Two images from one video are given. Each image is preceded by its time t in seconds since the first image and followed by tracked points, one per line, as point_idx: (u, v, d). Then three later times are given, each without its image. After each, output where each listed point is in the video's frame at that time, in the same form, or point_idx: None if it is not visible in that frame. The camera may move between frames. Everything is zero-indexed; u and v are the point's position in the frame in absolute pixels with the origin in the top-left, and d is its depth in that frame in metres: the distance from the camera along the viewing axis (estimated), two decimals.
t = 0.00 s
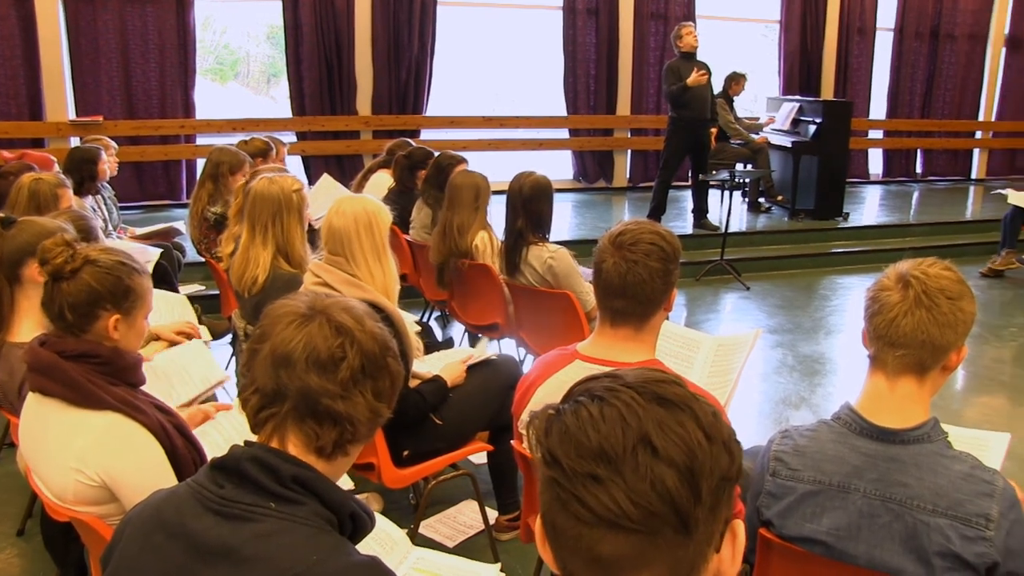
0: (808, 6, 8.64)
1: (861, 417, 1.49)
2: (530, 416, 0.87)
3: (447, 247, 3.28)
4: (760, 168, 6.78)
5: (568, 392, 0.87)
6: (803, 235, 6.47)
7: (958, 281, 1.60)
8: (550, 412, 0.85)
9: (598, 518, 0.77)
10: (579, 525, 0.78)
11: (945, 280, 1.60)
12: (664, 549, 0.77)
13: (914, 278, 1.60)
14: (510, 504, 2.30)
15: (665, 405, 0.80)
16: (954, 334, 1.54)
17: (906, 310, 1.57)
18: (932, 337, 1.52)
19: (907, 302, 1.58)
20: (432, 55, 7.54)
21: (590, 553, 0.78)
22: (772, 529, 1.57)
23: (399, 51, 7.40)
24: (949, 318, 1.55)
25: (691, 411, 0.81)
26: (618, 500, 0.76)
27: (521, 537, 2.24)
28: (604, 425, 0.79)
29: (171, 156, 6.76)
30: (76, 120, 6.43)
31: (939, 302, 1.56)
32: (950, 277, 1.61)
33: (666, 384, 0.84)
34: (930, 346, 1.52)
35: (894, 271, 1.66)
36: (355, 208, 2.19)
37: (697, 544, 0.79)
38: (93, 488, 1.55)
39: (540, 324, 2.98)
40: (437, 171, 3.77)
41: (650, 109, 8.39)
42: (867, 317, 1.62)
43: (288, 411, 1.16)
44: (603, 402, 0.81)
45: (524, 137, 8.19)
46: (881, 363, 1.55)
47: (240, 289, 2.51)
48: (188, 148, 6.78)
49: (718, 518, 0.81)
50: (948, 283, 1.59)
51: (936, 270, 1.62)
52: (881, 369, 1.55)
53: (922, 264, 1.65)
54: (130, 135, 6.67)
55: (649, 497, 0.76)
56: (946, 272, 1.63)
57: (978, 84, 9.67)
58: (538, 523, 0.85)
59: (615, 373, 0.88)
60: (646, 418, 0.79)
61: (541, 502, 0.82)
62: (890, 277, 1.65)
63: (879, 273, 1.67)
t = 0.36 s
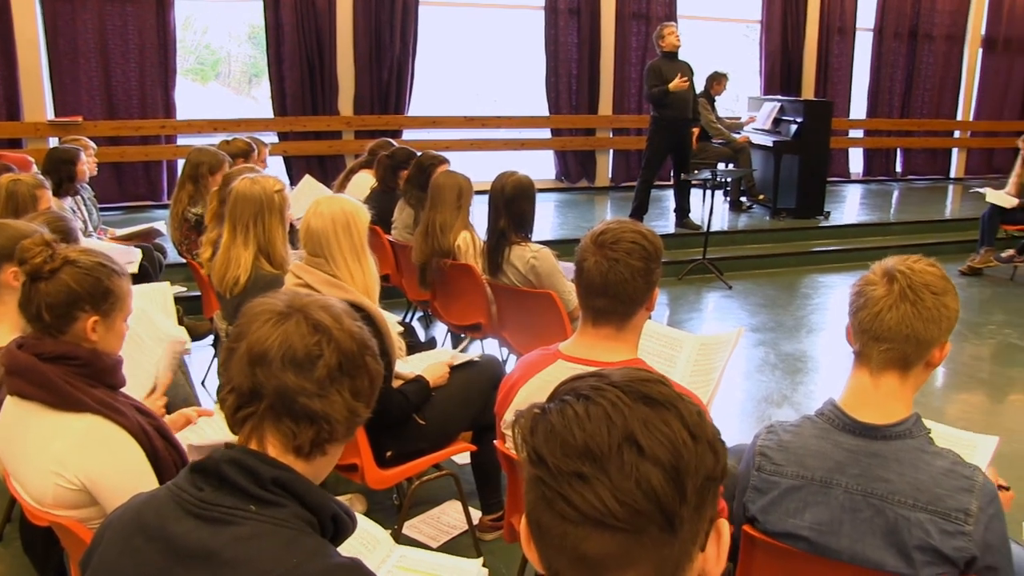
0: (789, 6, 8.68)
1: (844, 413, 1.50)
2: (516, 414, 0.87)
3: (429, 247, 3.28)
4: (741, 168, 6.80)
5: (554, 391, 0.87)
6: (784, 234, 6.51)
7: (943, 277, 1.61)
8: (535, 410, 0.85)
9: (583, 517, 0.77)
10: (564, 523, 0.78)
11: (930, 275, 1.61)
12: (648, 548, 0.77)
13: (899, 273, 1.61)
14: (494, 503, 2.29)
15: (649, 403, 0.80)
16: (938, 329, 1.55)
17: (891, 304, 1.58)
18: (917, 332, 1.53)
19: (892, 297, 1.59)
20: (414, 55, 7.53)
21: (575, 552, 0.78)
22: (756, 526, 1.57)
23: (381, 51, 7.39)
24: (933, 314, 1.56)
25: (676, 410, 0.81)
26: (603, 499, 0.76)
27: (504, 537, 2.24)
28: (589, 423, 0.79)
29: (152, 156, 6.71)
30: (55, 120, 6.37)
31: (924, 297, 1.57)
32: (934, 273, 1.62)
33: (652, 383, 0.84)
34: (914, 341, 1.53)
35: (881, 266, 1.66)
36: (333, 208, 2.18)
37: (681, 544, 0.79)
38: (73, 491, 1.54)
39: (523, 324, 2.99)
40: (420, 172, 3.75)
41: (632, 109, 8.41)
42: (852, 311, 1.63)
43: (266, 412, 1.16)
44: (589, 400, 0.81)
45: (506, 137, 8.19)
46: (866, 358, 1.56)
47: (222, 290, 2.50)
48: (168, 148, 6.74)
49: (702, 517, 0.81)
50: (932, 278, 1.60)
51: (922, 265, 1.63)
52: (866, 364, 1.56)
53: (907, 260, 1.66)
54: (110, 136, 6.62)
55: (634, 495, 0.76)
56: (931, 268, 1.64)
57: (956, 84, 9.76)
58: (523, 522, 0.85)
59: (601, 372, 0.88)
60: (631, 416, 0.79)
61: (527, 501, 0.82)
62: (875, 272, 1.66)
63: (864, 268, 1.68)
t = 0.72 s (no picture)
0: (767, 6, 8.72)
1: (827, 410, 1.51)
2: (511, 412, 0.87)
3: (409, 247, 3.27)
4: (721, 167, 6.83)
5: (548, 389, 0.87)
6: (763, 232, 6.55)
7: (934, 283, 1.61)
8: (531, 407, 0.85)
9: (577, 513, 0.77)
10: (557, 519, 0.78)
11: (921, 281, 1.61)
12: (644, 544, 0.77)
13: (894, 278, 1.61)
14: (475, 504, 2.29)
15: (644, 402, 0.80)
16: (925, 337, 1.57)
17: (886, 310, 1.57)
18: (908, 340, 1.54)
19: (887, 302, 1.58)
20: (393, 55, 7.52)
21: (569, 548, 0.77)
22: (735, 522, 1.58)
23: (360, 51, 7.37)
24: (924, 322, 1.57)
25: (670, 409, 0.81)
26: (598, 495, 0.76)
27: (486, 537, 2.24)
28: (586, 420, 0.79)
29: (130, 158, 6.66)
30: (30, 121, 6.31)
31: (918, 305, 1.57)
32: (924, 278, 1.63)
33: (648, 383, 0.84)
34: (904, 349, 1.54)
35: (873, 267, 1.66)
36: (311, 209, 2.18)
37: (675, 542, 0.79)
38: (49, 496, 1.52)
39: (504, 324, 2.99)
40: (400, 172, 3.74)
41: (612, 109, 8.44)
42: (842, 310, 1.62)
43: (236, 417, 1.17)
44: (584, 397, 0.81)
45: (486, 137, 8.18)
46: (853, 359, 1.57)
47: (201, 291, 2.48)
48: (146, 149, 6.70)
49: (695, 518, 0.82)
50: (924, 285, 1.60)
51: (915, 270, 1.63)
52: (852, 365, 1.57)
53: (899, 262, 1.66)
54: (87, 136, 6.56)
55: (629, 492, 0.76)
56: (921, 272, 1.64)
57: (932, 84, 9.86)
58: (515, 520, 0.85)
59: (595, 370, 0.88)
60: (627, 414, 0.79)
61: (520, 498, 0.82)
62: (867, 272, 1.65)
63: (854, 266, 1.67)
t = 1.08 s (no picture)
0: (743, 6, 8.76)
1: (802, 406, 1.52)
2: (503, 416, 0.85)
3: (386, 248, 3.26)
4: (698, 166, 6.86)
5: (537, 391, 0.85)
6: (741, 231, 6.58)
7: (899, 275, 1.63)
8: (525, 414, 0.83)
9: (580, 527, 0.76)
10: (560, 534, 0.77)
11: (888, 274, 1.63)
12: (645, 555, 0.77)
13: (860, 274, 1.62)
14: (455, 504, 2.29)
15: (643, 410, 0.80)
16: (893, 330, 1.59)
17: (855, 307, 1.58)
18: (876, 335, 1.56)
19: (855, 299, 1.59)
20: (370, 56, 7.51)
21: (570, 562, 0.76)
22: (716, 520, 1.59)
23: (338, 52, 7.36)
24: (891, 315, 1.59)
25: (665, 415, 0.81)
26: (603, 509, 0.75)
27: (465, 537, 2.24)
28: (589, 431, 0.78)
29: (105, 158, 6.61)
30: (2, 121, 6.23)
31: (885, 299, 1.59)
32: (890, 271, 1.64)
33: (642, 386, 0.83)
34: (873, 343, 1.56)
35: (839, 262, 1.67)
36: (287, 210, 2.17)
37: (672, 549, 0.79)
38: (24, 501, 1.50)
39: (482, 324, 2.99)
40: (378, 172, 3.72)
41: (590, 109, 8.46)
42: (812, 307, 1.63)
43: (210, 420, 1.17)
44: (583, 406, 0.79)
45: (464, 137, 8.17)
46: (825, 357, 1.58)
47: (178, 293, 2.47)
48: (121, 150, 6.64)
49: (686, 521, 0.82)
50: (891, 278, 1.62)
51: (880, 265, 1.65)
52: (824, 362, 1.58)
53: (864, 256, 1.68)
54: (61, 137, 6.50)
55: (634, 505, 0.76)
56: (886, 265, 1.66)
57: (906, 84, 9.96)
58: (505, 527, 0.84)
59: (586, 371, 0.86)
60: (628, 423, 0.79)
61: (516, 508, 0.81)
62: (834, 268, 1.66)
63: (821, 261, 1.68)
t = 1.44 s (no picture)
0: (721, 6, 8.81)
1: (780, 405, 1.53)
2: (471, 415, 0.84)
3: (365, 250, 3.26)
4: (677, 166, 6.88)
5: (505, 388, 0.84)
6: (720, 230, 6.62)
7: (877, 274, 1.64)
8: (494, 411, 0.82)
9: (553, 522, 0.76)
10: (533, 529, 0.76)
11: (867, 273, 1.64)
12: (618, 548, 0.77)
13: (842, 272, 1.61)
14: (435, 504, 2.29)
15: (611, 404, 0.80)
16: (873, 328, 1.60)
17: (838, 305, 1.58)
18: (858, 332, 1.57)
19: (839, 298, 1.59)
20: (348, 56, 7.48)
21: (545, 557, 0.76)
22: (694, 518, 1.61)
23: (315, 52, 7.33)
24: (872, 313, 1.59)
25: (634, 409, 0.81)
26: (576, 503, 0.75)
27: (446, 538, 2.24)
28: (559, 425, 0.77)
29: (80, 159, 6.54)
30: None
31: (867, 298, 1.60)
32: (868, 270, 1.65)
33: (608, 382, 0.84)
34: (854, 341, 1.56)
35: (819, 259, 1.67)
36: (267, 210, 2.16)
37: (644, 541, 0.80)
38: None
39: (462, 325, 3.00)
40: (358, 173, 3.68)
41: (569, 110, 8.48)
42: (794, 305, 1.62)
43: (182, 423, 1.16)
44: (551, 401, 0.79)
45: (443, 137, 8.16)
46: (805, 354, 1.58)
47: (156, 295, 2.45)
48: (96, 151, 6.58)
49: (657, 513, 0.83)
50: (870, 276, 1.63)
51: (859, 264, 1.65)
52: (804, 360, 1.58)
53: (844, 255, 1.68)
54: (35, 138, 6.43)
55: (606, 499, 0.76)
56: (864, 263, 1.67)
57: (882, 84, 10.05)
58: (477, 526, 0.83)
59: (551, 366, 0.86)
60: (597, 417, 0.79)
61: (487, 506, 0.80)
62: (814, 267, 1.65)
63: (801, 259, 1.67)
